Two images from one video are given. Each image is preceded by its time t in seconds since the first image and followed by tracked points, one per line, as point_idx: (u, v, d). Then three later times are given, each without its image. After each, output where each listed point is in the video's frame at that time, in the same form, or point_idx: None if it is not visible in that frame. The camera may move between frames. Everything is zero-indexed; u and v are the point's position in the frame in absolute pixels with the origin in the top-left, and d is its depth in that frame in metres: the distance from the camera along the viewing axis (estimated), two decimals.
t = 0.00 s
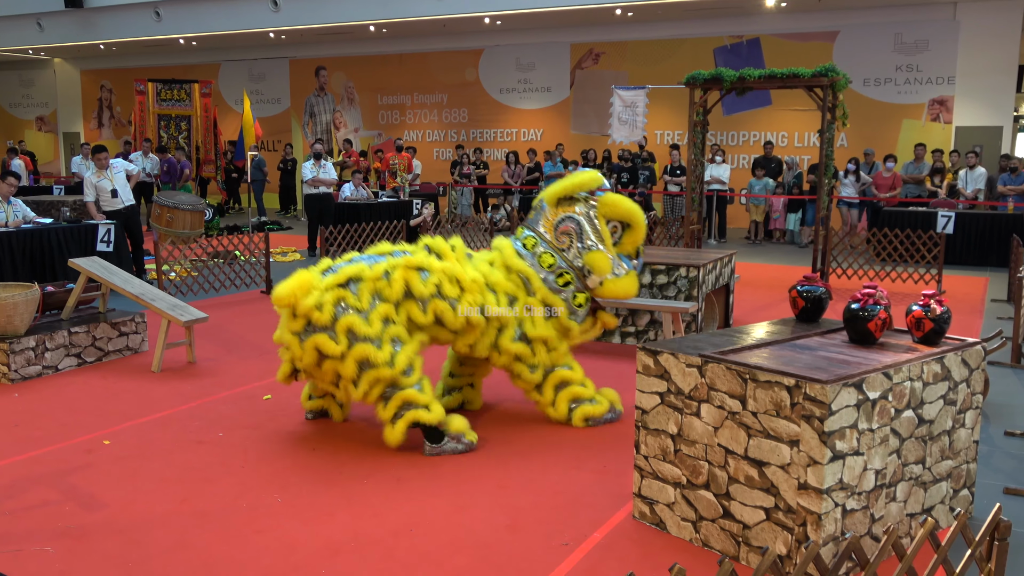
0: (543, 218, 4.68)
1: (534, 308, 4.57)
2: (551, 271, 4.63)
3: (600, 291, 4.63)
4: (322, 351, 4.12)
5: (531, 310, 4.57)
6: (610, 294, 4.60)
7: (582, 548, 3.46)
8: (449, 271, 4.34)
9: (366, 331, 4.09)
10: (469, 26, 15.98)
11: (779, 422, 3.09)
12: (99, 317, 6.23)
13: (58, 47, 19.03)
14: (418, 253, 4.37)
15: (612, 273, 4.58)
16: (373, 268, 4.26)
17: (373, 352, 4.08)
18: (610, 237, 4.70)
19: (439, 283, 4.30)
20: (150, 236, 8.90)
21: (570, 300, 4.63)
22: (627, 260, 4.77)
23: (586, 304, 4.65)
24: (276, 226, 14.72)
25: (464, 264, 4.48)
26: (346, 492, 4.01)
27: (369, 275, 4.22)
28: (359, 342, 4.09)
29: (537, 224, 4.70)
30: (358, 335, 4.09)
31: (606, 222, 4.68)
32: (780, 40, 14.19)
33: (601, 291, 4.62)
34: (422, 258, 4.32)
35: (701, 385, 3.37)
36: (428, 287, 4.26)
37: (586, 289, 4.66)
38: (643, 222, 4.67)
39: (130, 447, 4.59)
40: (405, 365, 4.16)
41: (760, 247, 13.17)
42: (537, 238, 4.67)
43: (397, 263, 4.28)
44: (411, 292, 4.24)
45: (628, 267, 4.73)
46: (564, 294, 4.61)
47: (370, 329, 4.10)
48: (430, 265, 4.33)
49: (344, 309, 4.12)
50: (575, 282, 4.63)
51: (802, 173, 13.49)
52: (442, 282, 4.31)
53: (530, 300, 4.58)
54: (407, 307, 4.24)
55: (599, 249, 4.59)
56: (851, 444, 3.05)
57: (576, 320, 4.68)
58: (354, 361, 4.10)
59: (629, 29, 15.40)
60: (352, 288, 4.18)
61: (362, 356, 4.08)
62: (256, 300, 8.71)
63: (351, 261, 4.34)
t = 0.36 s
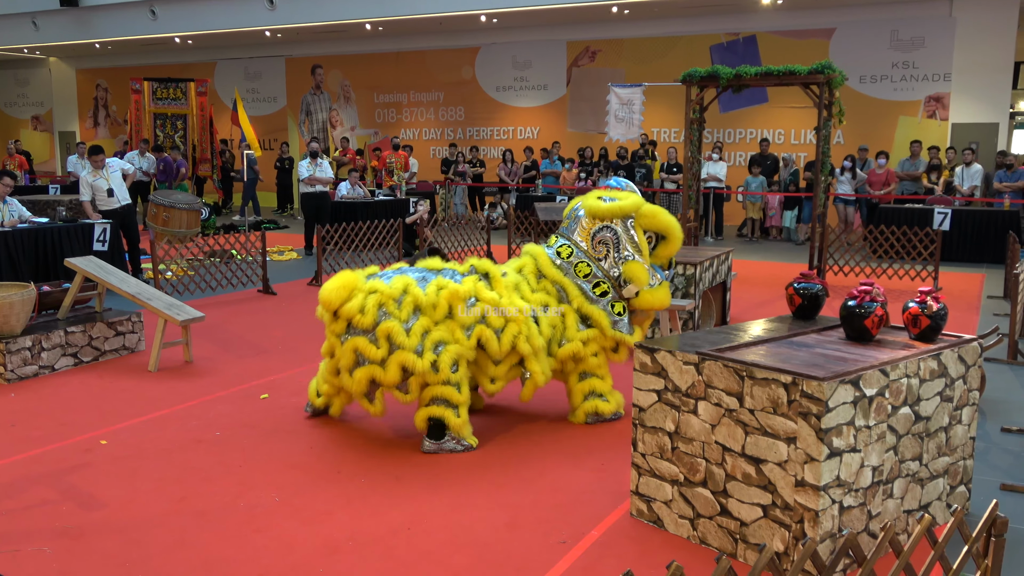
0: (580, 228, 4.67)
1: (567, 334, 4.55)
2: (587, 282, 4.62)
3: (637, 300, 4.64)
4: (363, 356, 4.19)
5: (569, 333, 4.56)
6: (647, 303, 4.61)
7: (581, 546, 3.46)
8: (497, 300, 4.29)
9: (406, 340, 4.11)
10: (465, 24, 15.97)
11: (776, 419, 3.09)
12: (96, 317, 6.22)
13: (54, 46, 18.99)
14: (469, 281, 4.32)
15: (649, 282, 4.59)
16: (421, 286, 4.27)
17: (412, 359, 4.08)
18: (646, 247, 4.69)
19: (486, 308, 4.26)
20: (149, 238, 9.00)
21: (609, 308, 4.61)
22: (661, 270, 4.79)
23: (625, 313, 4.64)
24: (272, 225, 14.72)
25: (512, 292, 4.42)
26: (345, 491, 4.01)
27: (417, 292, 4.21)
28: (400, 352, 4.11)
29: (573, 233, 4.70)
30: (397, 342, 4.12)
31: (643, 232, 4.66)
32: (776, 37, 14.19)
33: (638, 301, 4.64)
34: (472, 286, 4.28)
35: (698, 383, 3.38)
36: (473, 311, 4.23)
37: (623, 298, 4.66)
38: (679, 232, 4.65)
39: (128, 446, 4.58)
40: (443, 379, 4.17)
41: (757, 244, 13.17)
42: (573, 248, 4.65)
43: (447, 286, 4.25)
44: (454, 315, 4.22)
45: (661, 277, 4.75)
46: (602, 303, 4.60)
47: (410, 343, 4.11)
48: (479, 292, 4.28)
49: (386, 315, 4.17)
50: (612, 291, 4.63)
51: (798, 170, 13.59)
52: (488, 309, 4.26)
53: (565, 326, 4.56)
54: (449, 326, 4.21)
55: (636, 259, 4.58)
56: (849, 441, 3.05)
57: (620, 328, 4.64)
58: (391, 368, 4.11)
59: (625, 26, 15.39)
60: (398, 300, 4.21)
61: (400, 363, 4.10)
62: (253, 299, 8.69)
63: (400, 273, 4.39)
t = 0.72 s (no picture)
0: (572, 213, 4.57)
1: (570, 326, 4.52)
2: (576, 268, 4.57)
3: (623, 289, 4.56)
4: (366, 350, 4.12)
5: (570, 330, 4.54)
6: (631, 293, 4.53)
7: (577, 546, 3.46)
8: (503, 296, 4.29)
9: (412, 336, 4.08)
10: (461, 23, 15.98)
11: (772, 418, 3.10)
12: (91, 318, 6.22)
13: (48, 46, 18.94)
14: (475, 277, 4.33)
15: (636, 272, 4.49)
16: (428, 282, 4.25)
17: (415, 357, 4.07)
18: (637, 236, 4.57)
19: (494, 303, 4.26)
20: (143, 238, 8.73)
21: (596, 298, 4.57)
22: (651, 259, 4.67)
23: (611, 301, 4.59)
24: (268, 225, 14.71)
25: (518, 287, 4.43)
26: (341, 492, 4.00)
27: (426, 286, 4.20)
28: (406, 347, 4.08)
29: (564, 219, 4.60)
30: (403, 337, 4.09)
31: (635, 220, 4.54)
32: (772, 37, 14.20)
33: (623, 290, 4.56)
34: (479, 281, 4.30)
35: (694, 382, 3.38)
36: (480, 307, 4.22)
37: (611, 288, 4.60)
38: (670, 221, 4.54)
39: (124, 447, 4.58)
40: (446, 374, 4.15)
41: (752, 243, 13.19)
42: (564, 233, 4.58)
43: (454, 282, 4.25)
44: (462, 310, 4.21)
45: (651, 267, 4.64)
46: (591, 292, 4.55)
47: (417, 339, 4.09)
48: (485, 288, 4.29)
49: (392, 309, 4.13)
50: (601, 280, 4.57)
51: (793, 169, 13.60)
52: (496, 304, 4.27)
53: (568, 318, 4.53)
54: (456, 322, 4.20)
55: (626, 248, 4.49)
56: (844, 440, 3.06)
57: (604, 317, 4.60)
58: (394, 363, 4.06)
59: (621, 26, 15.40)
60: (406, 295, 4.18)
61: (404, 358, 4.07)
62: (249, 300, 8.69)
63: (407, 268, 4.35)
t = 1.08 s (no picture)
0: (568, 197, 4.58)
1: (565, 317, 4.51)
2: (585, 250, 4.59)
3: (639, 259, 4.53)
4: (359, 349, 4.11)
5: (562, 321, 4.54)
6: (650, 259, 4.49)
7: (572, 546, 3.46)
8: (495, 291, 4.29)
9: (405, 336, 4.08)
10: (455, 23, 15.97)
11: (767, 418, 3.10)
12: (85, 318, 6.20)
13: (42, 45, 18.88)
14: (467, 273, 4.32)
15: (647, 239, 4.46)
16: (421, 280, 4.24)
17: (407, 357, 4.07)
18: (637, 201, 4.53)
19: (485, 300, 4.26)
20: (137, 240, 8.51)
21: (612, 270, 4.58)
22: (656, 220, 4.63)
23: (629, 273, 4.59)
24: (262, 225, 14.69)
25: (508, 281, 4.44)
26: (336, 491, 4.00)
27: (417, 285, 4.19)
28: (399, 346, 4.08)
29: (561, 206, 4.63)
30: (396, 337, 4.08)
31: (631, 187, 4.49)
32: (768, 37, 14.22)
33: (640, 259, 4.51)
34: (471, 277, 4.29)
35: (689, 382, 3.38)
36: (473, 304, 4.23)
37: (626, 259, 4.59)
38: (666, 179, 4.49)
39: (118, 447, 4.57)
40: (440, 371, 4.15)
41: (747, 243, 13.21)
42: (564, 220, 4.61)
43: (447, 279, 4.24)
44: (454, 308, 4.21)
45: (659, 227, 4.60)
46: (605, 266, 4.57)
47: (409, 338, 4.08)
48: (477, 283, 4.29)
49: (385, 309, 4.11)
50: (611, 255, 4.59)
51: (787, 170, 13.63)
52: (488, 301, 4.26)
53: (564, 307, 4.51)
54: (448, 320, 4.20)
55: (630, 218, 4.46)
56: (839, 439, 3.06)
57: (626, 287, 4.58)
58: (387, 362, 4.08)
59: (615, 26, 15.41)
60: (398, 294, 4.16)
61: (396, 358, 4.08)
62: (244, 299, 8.67)
63: (399, 266, 4.34)
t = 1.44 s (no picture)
0: (567, 200, 4.59)
1: (558, 324, 4.50)
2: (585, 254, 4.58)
3: (638, 262, 4.60)
4: (353, 348, 4.10)
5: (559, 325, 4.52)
6: (648, 263, 4.59)
7: (567, 545, 3.46)
8: (490, 294, 4.29)
9: (399, 335, 4.08)
10: (450, 23, 15.97)
11: (761, 418, 3.11)
12: (79, 318, 6.19)
13: (36, 44, 18.83)
14: (462, 275, 4.32)
15: (646, 242, 4.53)
16: (416, 281, 4.24)
17: (401, 356, 4.07)
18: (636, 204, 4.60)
19: (481, 302, 4.25)
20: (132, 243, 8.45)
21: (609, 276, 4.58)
22: (652, 223, 4.72)
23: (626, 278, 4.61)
24: (257, 225, 14.66)
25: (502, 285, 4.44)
26: (331, 492, 4.00)
27: (412, 285, 4.19)
28: (392, 346, 4.08)
29: (561, 209, 4.64)
30: (390, 336, 4.08)
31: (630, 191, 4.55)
32: (763, 37, 14.24)
33: (639, 263, 4.60)
34: (466, 279, 4.29)
35: (684, 381, 3.39)
36: (468, 305, 4.22)
37: (624, 262, 4.63)
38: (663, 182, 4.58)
39: (112, 447, 4.56)
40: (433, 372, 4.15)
41: (742, 244, 13.23)
42: (564, 222, 4.61)
43: (442, 280, 4.24)
44: (449, 309, 4.20)
45: (655, 230, 4.69)
46: (603, 271, 4.56)
47: (403, 337, 4.08)
48: (472, 285, 4.28)
49: (380, 308, 4.11)
50: (610, 259, 4.59)
51: (782, 170, 13.65)
52: (483, 303, 4.25)
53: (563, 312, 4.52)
54: (442, 321, 4.19)
55: (630, 222, 4.52)
56: (833, 439, 3.07)
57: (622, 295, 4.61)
58: (380, 362, 4.07)
59: (611, 26, 15.41)
60: (393, 293, 4.16)
61: (390, 357, 4.07)
62: (238, 300, 8.65)
63: (395, 267, 4.34)
